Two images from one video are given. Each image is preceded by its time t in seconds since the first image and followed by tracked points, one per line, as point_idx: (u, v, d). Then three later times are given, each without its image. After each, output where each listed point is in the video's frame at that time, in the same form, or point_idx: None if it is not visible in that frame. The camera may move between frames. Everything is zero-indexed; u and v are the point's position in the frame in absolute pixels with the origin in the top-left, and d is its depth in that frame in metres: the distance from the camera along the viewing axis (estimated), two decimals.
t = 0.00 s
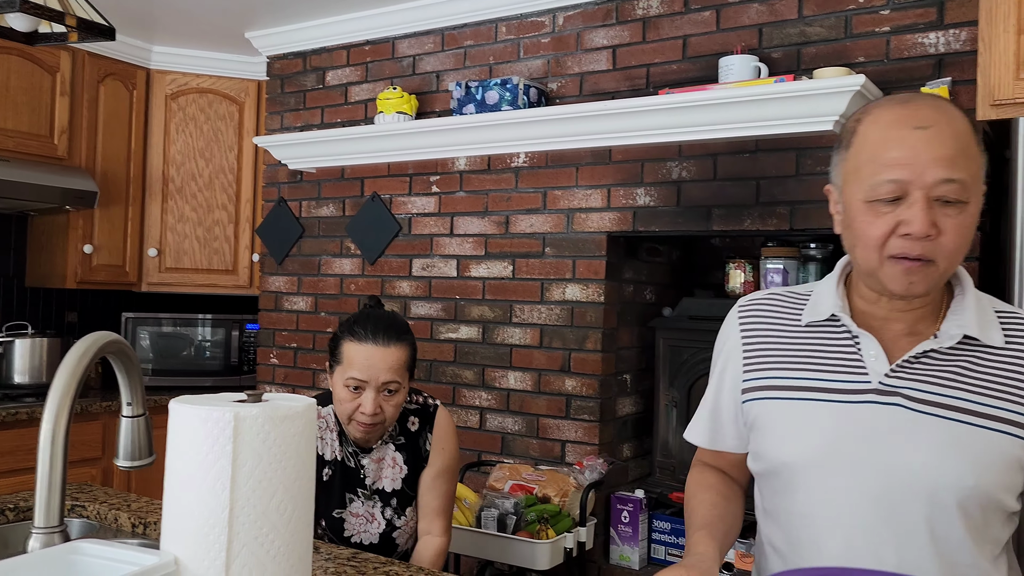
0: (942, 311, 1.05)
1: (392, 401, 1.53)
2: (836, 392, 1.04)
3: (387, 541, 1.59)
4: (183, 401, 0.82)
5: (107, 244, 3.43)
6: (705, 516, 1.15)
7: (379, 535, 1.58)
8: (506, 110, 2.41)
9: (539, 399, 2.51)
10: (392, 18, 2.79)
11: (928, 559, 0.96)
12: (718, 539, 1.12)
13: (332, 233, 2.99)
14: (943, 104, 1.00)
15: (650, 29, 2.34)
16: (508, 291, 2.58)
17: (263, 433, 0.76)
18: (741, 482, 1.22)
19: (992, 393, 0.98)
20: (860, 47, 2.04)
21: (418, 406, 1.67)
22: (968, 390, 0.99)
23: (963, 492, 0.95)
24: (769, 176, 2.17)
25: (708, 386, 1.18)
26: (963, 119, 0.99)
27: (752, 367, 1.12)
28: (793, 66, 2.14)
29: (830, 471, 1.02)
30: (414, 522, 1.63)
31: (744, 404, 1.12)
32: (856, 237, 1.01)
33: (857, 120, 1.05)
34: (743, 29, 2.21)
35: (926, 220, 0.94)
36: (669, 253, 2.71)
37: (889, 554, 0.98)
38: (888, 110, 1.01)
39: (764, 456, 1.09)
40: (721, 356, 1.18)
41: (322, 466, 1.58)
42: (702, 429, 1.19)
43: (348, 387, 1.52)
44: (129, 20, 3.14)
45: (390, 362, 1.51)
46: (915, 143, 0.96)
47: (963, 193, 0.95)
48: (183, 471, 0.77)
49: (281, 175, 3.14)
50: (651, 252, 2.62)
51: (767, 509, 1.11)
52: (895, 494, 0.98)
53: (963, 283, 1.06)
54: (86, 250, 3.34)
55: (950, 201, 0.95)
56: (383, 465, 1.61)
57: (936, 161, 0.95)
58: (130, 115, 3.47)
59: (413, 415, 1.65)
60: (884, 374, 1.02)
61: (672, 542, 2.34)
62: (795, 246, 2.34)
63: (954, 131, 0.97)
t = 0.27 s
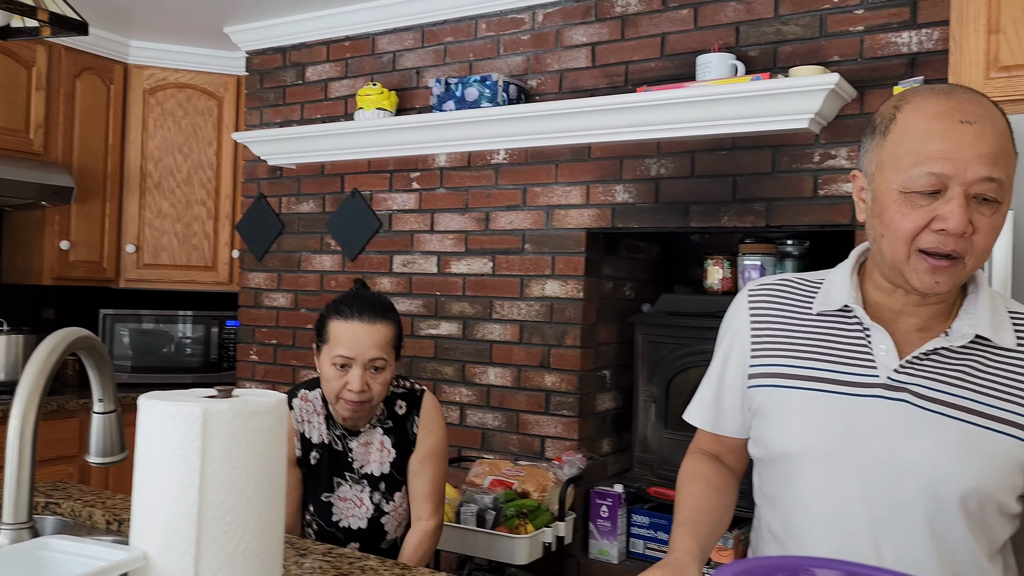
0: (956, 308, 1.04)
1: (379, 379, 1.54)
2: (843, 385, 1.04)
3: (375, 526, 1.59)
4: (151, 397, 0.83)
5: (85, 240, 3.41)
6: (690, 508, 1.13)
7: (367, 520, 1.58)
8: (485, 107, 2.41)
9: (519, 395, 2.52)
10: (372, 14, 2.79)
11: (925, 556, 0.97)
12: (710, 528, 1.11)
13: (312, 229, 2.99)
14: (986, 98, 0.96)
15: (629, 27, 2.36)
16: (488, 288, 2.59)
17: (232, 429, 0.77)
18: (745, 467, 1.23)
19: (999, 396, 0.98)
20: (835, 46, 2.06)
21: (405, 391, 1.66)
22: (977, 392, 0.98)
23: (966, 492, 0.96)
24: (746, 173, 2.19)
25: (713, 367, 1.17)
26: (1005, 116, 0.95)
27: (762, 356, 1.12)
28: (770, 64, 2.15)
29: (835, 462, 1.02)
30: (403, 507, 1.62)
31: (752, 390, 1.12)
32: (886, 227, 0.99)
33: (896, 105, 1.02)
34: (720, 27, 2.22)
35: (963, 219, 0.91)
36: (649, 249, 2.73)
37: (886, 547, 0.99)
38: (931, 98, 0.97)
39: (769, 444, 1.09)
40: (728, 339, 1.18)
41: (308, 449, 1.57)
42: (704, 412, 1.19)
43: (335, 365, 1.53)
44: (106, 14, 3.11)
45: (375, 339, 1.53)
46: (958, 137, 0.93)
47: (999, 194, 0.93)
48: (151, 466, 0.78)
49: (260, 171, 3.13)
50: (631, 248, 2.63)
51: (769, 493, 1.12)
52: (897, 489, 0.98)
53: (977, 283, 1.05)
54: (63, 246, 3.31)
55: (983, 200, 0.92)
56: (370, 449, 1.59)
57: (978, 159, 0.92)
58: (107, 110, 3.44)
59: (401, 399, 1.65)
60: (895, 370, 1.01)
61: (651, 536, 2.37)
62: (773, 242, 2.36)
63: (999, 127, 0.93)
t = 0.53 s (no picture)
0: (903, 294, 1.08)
1: (351, 346, 1.58)
2: (805, 380, 1.05)
3: (351, 506, 1.59)
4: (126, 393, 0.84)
5: (64, 237, 3.38)
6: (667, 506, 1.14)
7: (344, 500, 1.58)
8: (467, 105, 2.41)
9: (501, 392, 2.53)
10: (354, 11, 2.78)
11: (901, 543, 1.00)
12: (684, 520, 1.13)
13: (294, 227, 2.98)
14: (920, 91, 1.01)
15: (610, 25, 2.36)
16: (469, 285, 2.59)
17: (205, 425, 0.78)
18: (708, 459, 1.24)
19: (954, 377, 1.01)
20: (814, 44, 2.08)
21: (382, 368, 1.70)
22: (934, 376, 1.01)
23: (934, 476, 0.99)
24: (725, 171, 2.20)
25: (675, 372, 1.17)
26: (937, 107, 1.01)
27: (719, 355, 1.13)
28: (749, 62, 2.17)
29: (807, 461, 1.03)
30: (382, 486, 1.62)
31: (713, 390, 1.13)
32: (835, 217, 1.02)
33: (835, 100, 1.06)
34: (700, 26, 2.23)
35: (910, 205, 0.95)
36: (630, 247, 2.74)
37: (865, 542, 1.00)
38: (870, 92, 1.02)
39: (736, 446, 1.10)
40: (683, 344, 1.18)
41: (282, 429, 1.59)
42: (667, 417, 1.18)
43: (307, 333, 1.58)
44: (85, 10, 3.09)
45: (345, 306, 1.58)
46: (900, 126, 0.97)
47: (941, 180, 0.97)
48: (124, 462, 0.78)
49: (242, 168, 3.12)
50: (612, 246, 2.64)
51: (739, 498, 1.12)
52: (865, 481, 1.00)
53: (921, 271, 1.08)
54: (42, 243, 3.29)
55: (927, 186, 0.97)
56: (347, 427, 1.61)
57: (920, 146, 0.96)
58: (87, 106, 3.42)
59: (378, 377, 1.68)
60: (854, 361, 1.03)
61: (631, 531, 2.37)
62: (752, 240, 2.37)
63: (935, 117, 0.99)
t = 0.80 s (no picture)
0: (847, 283, 1.09)
1: (320, 328, 1.50)
2: (756, 373, 1.05)
3: (313, 494, 1.51)
4: (109, 394, 0.83)
5: (49, 236, 3.36)
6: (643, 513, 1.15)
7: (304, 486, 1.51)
8: (455, 104, 2.41)
9: (488, 392, 2.53)
10: (342, 10, 2.77)
11: (861, 530, 1.00)
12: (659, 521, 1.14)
13: (281, 226, 2.97)
14: (844, 86, 1.04)
15: (598, 25, 2.37)
16: (457, 285, 2.59)
17: (189, 426, 0.78)
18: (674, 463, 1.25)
19: (901, 363, 1.01)
20: (800, 45, 2.09)
21: (352, 354, 1.61)
22: (880, 363, 1.01)
23: (890, 463, 0.99)
24: (712, 170, 2.21)
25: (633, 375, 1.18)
26: (862, 101, 1.03)
27: (674, 352, 1.13)
28: (736, 63, 2.18)
29: (762, 455, 1.03)
30: (347, 474, 1.53)
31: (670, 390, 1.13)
32: (774, 215, 1.04)
33: (765, 102, 1.08)
34: (687, 26, 2.24)
35: (844, 198, 0.97)
36: (617, 246, 2.75)
37: (825, 533, 1.00)
38: (796, 91, 1.04)
39: (693, 444, 1.10)
40: (642, 345, 1.19)
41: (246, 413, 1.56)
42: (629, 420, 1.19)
43: (274, 316, 1.49)
44: (71, 7, 3.07)
45: (315, 286, 1.49)
46: (828, 122, 0.99)
47: (872, 170, 0.99)
48: (108, 464, 0.78)
49: (228, 167, 3.10)
50: (599, 245, 2.65)
51: (699, 498, 1.11)
52: (819, 471, 1.00)
53: (866, 263, 1.09)
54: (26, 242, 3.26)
55: (860, 177, 0.98)
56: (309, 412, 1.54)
57: (848, 140, 0.98)
58: (72, 105, 3.40)
59: (348, 360, 1.59)
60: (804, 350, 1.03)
61: (619, 531, 2.37)
62: (739, 240, 2.38)
63: (860, 110, 1.01)
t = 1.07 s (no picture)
0: (829, 284, 1.10)
1: (329, 332, 1.45)
2: (724, 370, 1.08)
3: (297, 508, 1.42)
4: (101, 397, 0.84)
5: (39, 237, 3.34)
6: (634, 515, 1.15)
7: (290, 498, 1.42)
8: (447, 105, 2.41)
9: (480, 393, 2.53)
10: (333, 11, 2.77)
11: (817, 530, 1.00)
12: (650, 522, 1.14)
13: (272, 227, 2.97)
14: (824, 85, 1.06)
15: (590, 27, 2.37)
16: (449, 286, 2.59)
17: (182, 429, 0.78)
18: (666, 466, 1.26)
19: (866, 363, 1.01)
20: (791, 48, 2.10)
21: (361, 365, 1.53)
22: (845, 363, 1.02)
23: (847, 462, 0.99)
24: (703, 172, 2.22)
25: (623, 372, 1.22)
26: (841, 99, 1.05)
27: (656, 350, 1.17)
28: (727, 65, 2.19)
29: (725, 451, 1.05)
30: (335, 492, 1.43)
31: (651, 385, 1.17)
32: (756, 212, 1.06)
33: (745, 104, 1.10)
34: (679, 28, 2.25)
35: (823, 191, 0.99)
36: (609, 247, 2.76)
37: (782, 531, 1.01)
38: (776, 92, 1.06)
39: (666, 439, 1.13)
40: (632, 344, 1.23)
41: (251, 417, 1.50)
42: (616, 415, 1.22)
43: (281, 320, 1.45)
44: (61, 7, 3.05)
45: (323, 289, 1.45)
46: (807, 117, 1.01)
47: (850, 166, 1.00)
48: (103, 467, 0.79)
49: (219, 168, 3.10)
50: (591, 246, 2.65)
51: (672, 494, 1.13)
52: (780, 468, 1.01)
53: (849, 264, 1.10)
54: (16, 243, 3.24)
55: (839, 171, 1.00)
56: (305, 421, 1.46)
57: (827, 135, 1.00)
58: (62, 105, 3.38)
59: (353, 371, 1.50)
60: (768, 348, 1.06)
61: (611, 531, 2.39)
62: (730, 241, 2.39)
63: (840, 108, 1.02)
